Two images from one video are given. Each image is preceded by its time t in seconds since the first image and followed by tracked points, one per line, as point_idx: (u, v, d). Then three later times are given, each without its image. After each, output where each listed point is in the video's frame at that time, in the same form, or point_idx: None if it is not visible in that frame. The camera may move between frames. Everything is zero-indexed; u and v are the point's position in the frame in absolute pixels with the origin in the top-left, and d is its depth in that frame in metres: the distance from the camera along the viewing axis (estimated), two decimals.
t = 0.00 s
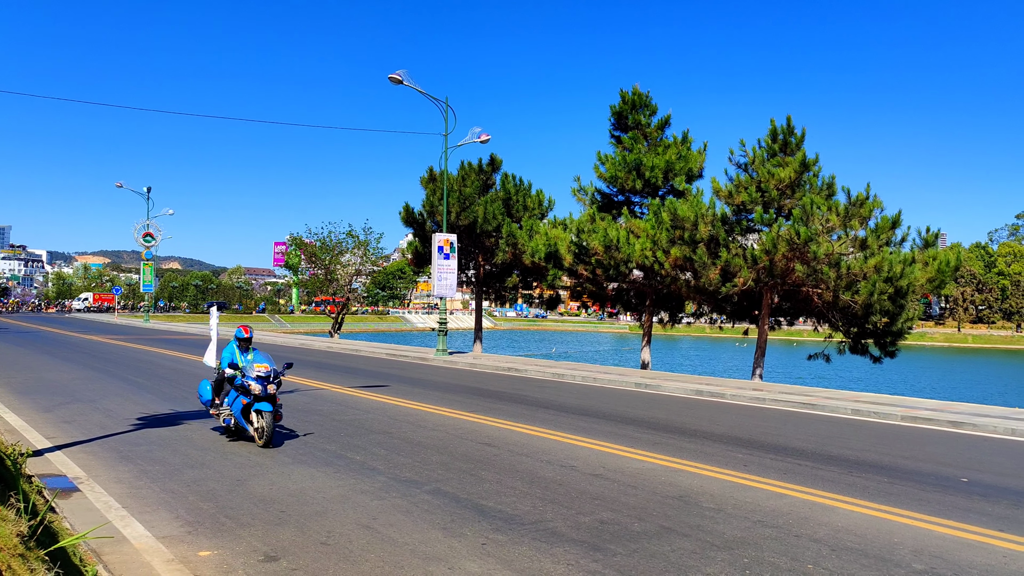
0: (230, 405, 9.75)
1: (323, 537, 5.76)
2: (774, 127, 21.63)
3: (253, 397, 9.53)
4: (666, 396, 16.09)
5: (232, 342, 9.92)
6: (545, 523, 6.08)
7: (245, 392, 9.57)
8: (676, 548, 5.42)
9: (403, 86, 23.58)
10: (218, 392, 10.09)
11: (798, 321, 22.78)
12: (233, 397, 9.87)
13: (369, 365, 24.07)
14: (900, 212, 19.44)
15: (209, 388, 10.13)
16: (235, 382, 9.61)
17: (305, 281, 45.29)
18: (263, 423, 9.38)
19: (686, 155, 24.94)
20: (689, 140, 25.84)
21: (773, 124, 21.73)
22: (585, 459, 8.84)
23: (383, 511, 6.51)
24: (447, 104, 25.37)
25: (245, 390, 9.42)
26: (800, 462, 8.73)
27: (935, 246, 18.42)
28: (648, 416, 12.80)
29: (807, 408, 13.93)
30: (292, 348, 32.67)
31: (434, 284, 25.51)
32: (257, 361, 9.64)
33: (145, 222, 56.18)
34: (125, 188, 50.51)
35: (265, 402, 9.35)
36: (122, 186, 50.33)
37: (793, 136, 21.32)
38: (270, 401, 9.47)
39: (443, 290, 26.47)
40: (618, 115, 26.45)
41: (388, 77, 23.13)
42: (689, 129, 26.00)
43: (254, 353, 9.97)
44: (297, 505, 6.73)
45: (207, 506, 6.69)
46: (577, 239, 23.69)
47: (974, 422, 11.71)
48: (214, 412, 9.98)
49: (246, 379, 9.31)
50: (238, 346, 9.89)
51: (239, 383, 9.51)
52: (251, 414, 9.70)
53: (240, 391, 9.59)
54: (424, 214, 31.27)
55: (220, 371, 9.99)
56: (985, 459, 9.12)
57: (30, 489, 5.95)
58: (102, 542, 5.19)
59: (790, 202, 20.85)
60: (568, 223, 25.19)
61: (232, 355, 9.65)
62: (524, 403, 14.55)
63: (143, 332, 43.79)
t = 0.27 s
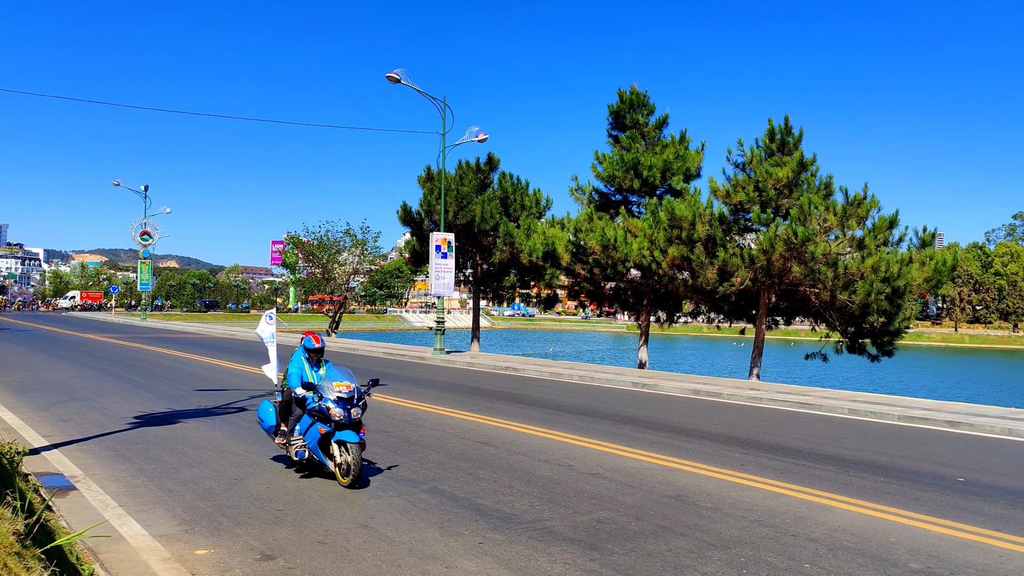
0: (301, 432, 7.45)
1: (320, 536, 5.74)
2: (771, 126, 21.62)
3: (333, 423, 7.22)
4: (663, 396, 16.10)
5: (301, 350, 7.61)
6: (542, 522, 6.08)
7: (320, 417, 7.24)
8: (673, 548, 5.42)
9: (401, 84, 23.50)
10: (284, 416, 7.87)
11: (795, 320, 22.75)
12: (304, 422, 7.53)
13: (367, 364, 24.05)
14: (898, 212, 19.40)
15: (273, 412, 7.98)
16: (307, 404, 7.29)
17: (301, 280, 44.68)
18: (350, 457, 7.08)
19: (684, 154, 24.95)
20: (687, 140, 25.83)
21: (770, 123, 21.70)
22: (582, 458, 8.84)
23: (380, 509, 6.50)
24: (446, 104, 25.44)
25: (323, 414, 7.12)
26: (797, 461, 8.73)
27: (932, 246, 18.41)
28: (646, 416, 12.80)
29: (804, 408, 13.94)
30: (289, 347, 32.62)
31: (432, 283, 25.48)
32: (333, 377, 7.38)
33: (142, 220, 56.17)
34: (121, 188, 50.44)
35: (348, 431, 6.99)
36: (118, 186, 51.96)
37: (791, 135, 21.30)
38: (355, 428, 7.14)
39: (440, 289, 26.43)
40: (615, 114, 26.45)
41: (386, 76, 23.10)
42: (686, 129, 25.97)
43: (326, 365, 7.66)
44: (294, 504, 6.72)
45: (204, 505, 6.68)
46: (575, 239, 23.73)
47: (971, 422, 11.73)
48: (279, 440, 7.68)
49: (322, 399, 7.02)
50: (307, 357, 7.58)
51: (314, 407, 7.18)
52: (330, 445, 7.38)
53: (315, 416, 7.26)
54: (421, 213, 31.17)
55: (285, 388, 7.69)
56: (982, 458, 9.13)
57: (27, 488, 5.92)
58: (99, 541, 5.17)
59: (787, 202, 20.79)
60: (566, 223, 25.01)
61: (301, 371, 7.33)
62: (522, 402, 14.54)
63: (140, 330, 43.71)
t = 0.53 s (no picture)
0: (422, 482, 5.29)
1: (319, 536, 5.74)
2: (771, 126, 21.67)
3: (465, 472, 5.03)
4: (662, 395, 16.11)
5: (411, 371, 5.53)
6: (541, 522, 6.08)
7: (448, 465, 5.03)
8: (671, 547, 5.43)
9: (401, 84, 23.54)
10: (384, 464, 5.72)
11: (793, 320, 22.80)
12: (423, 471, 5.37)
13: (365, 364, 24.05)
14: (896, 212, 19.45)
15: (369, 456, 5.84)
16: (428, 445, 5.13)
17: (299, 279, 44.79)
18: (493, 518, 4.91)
19: (682, 154, 24.97)
20: (686, 140, 25.86)
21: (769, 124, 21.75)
22: (581, 458, 8.84)
23: (379, 509, 6.50)
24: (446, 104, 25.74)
25: (455, 459, 4.93)
26: (796, 461, 8.74)
27: (930, 245, 18.45)
28: (644, 415, 12.81)
29: (803, 408, 13.96)
30: (287, 347, 32.60)
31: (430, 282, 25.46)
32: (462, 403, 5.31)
33: (140, 219, 56.00)
34: (119, 186, 49.83)
35: (492, 484, 4.84)
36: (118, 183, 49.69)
37: (789, 136, 21.35)
38: (500, 480, 4.96)
39: (439, 289, 26.42)
40: (615, 114, 26.48)
41: (385, 76, 23.07)
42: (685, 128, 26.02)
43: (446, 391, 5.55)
44: (294, 503, 6.72)
45: (202, 505, 6.67)
46: (574, 239, 23.77)
47: (969, 421, 11.76)
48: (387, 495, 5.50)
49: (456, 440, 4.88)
50: (419, 379, 5.48)
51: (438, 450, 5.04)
52: (463, 502, 5.21)
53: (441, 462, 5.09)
54: (419, 213, 31.08)
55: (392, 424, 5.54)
56: (981, 458, 9.15)
57: (26, 487, 5.92)
58: (98, 540, 5.17)
59: (786, 201, 20.81)
60: (564, 223, 25.38)
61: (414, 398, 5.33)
62: (520, 402, 14.55)
63: (139, 330, 43.60)
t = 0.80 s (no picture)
0: None
1: (319, 535, 5.75)
2: (770, 126, 21.67)
3: None
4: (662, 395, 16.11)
5: (618, 416, 4.09)
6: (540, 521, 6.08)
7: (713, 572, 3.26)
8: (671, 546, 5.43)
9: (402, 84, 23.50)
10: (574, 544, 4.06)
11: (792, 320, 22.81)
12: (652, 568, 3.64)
13: (365, 363, 24.07)
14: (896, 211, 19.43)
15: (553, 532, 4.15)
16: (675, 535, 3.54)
17: (299, 278, 45.16)
18: None
19: (682, 153, 24.96)
20: (686, 139, 25.86)
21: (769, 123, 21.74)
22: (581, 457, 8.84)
23: (379, 508, 6.50)
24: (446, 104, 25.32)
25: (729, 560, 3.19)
26: (796, 460, 8.74)
27: (930, 245, 18.45)
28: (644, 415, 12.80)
29: (802, 407, 13.96)
30: (287, 347, 32.61)
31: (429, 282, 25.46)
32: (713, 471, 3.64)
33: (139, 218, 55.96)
34: (118, 186, 48.48)
35: None
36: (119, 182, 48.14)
37: (789, 135, 21.34)
38: None
39: (438, 289, 26.41)
40: (614, 114, 26.48)
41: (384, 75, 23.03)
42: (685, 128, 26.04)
43: (678, 443, 3.93)
44: (294, 503, 6.72)
45: (202, 505, 6.67)
46: (573, 238, 23.81)
47: (969, 421, 11.75)
48: None
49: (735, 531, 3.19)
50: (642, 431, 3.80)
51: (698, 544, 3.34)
52: None
53: (700, 559, 3.31)
54: (419, 212, 30.96)
55: (604, 496, 3.91)
56: (980, 458, 9.15)
57: (25, 487, 5.92)
58: (98, 539, 5.17)
59: (786, 201, 20.81)
60: (564, 222, 25.54)
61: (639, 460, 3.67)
62: (520, 401, 14.54)
63: (138, 330, 43.61)
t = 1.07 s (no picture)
0: None
1: (318, 534, 5.75)
2: (770, 125, 21.65)
3: None
4: (662, 394, 16.10)
5: None
6: (540, 520, 6.09)
7: None
8: (670, 545, 5.44)
9: (401, 83, 23.43)
10: None
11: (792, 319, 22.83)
12: None
13: (364, 362, 24.08)
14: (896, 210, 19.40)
15: None
16: None
17: (300, 278, 44.98)
18: None
19: (682, 153, 24.94)
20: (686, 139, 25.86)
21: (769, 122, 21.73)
22: (582, 456, 8.84)
23: (378, 508, 6.50)
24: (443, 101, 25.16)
25: None
26: (796, 459, 8.75)
27: (930, 243, 18.43)
28: (643, 414, 12.80)
29: (803, 406, 13.97)
30: (287, 346, 32.60)
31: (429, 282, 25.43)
32: None
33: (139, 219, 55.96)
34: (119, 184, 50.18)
35: None
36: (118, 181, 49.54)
37: (789, 134, 21.31)
38: None
39: (438, 288, 26.38)
40: (614, 113, 26.47)
41: (384, 75, 22.97)
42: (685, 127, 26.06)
43: None
44: (294, 502, 6.72)
45: (203, 504, 6.67)
46: (573, 237, 23.82)
47: (968, 420, 11.74)
48: None
49: None
50: None
51: None
52: None
53: None
54: (419, 211, 30.87)
55: None
56: (979, 456, 9.16)
57: (26, 487, 5.94)
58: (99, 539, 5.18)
59: (785, 200, 20.81)
60: (564, 221, 25.55)
61: None
62: (520, 400, 14.54)
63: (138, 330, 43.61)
